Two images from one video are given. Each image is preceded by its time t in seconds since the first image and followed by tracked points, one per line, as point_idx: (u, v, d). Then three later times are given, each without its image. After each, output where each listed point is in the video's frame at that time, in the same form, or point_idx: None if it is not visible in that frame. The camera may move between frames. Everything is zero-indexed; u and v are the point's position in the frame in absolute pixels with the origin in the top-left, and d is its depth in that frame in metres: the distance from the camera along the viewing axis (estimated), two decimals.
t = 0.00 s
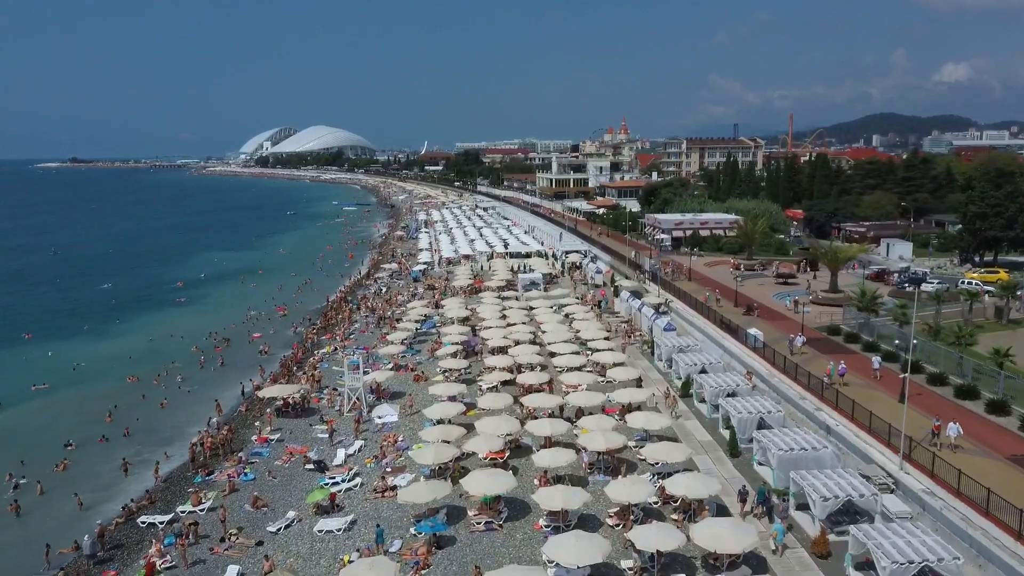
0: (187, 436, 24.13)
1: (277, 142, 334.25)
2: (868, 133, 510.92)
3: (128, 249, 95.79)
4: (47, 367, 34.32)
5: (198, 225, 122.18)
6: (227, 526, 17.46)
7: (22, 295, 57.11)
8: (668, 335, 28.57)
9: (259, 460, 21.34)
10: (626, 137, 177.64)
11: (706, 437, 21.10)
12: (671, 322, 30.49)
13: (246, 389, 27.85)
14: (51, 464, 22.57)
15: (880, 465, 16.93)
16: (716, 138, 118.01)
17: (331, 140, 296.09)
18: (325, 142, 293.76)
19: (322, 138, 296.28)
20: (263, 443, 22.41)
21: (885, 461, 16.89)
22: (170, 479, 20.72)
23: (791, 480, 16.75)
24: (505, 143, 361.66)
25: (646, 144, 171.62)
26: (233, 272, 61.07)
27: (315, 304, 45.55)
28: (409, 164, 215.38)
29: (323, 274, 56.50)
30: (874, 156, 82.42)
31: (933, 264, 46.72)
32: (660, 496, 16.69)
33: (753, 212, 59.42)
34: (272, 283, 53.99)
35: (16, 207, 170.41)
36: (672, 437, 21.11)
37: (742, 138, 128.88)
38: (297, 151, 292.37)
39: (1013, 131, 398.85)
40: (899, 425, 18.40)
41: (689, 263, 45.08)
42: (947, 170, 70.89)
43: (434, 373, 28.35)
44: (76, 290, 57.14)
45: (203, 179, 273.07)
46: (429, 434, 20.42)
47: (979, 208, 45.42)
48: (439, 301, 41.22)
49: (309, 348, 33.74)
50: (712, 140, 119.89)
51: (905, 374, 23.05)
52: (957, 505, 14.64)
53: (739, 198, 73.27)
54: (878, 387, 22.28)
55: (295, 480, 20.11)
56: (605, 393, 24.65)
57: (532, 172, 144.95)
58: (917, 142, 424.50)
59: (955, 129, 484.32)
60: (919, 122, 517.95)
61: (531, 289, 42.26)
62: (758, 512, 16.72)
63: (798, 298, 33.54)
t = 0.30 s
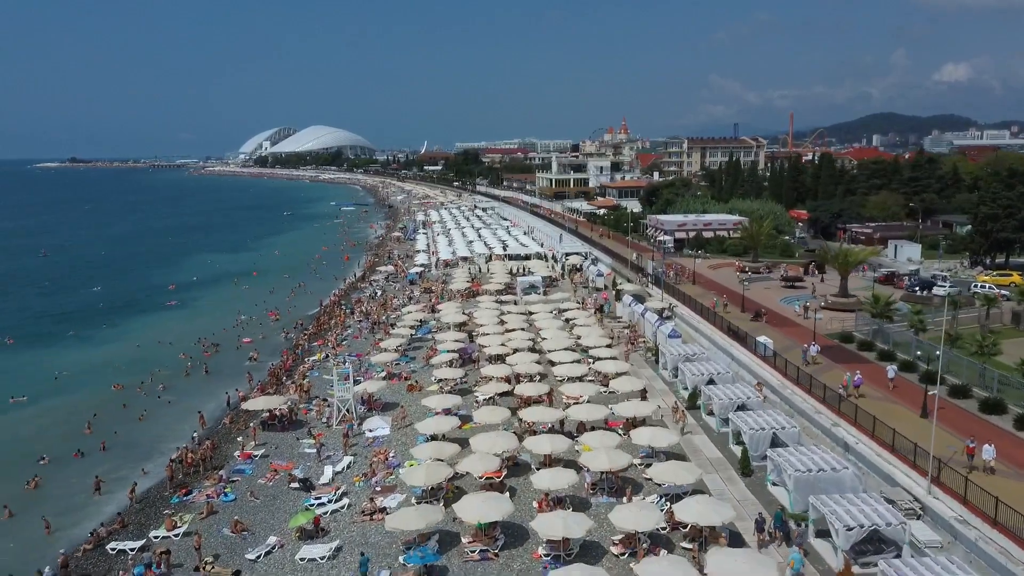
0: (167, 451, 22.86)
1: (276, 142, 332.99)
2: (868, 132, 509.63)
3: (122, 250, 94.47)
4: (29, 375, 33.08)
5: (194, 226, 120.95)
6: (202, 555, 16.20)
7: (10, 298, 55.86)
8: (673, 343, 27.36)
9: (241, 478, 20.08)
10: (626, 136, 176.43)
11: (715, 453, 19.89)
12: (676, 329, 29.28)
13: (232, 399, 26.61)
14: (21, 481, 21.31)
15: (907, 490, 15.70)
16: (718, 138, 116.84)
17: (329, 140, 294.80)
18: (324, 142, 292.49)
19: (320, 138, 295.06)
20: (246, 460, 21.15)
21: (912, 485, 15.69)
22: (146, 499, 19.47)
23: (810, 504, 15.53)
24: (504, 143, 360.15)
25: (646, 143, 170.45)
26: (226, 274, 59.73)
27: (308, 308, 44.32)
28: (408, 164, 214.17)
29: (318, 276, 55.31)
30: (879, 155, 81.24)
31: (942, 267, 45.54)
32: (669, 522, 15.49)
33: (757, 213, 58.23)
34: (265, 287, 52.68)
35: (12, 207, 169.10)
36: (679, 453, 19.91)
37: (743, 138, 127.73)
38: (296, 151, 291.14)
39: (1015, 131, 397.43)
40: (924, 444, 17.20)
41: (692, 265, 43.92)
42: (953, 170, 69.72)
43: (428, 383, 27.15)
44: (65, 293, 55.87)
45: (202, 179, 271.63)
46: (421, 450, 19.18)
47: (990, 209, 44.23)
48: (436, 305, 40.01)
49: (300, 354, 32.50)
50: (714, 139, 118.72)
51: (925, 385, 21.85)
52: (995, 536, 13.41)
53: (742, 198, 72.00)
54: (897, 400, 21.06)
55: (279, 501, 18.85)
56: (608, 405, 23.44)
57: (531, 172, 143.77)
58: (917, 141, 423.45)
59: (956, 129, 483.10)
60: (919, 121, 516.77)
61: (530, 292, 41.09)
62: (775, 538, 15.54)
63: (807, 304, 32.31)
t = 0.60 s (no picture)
0: (145, 467, 21.63)
1: (275, 142, 331.81)
2: (869, 132, 508.42)
3: (116, 250, 93.21)
4: (8, 384, 31.85)
5: (190, 227, 119.81)
6: None
7: None
8: (679, 352, 26.14)
9: (221, 499, 18.85)
10: (626, 136, 175.16)
11: (726, 472, 18.67)
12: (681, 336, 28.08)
13: (216, 410, 25.40)
14: None
15: (937, 518, 14.48)
16: (720, 137, 115.63)
17: (328, 140, 293.59)
18: (324, 142, 291.32)
19: (319, 138, 293.84)
20: (228, 478, 19.92)
21: (942, 511, 14.47)
22: (118, 522, 18.23)
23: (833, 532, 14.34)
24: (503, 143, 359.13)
25: (646, 143, 169.08)
26: (220, 277, 58.45)
27: (301, 312, 43.12)
28: (407, 164, 212.81)
29: (313, 279, 54.10)
30: (883, 155, 80.08)
31: (953, 269, 44.36)
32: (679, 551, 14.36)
33: (761, 213, 57.01)
34: (259, 289, 51.43)
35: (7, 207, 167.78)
36: (688, 472, 18.70)
37: (745, 137, 126.38)
38: (295, 151, 289.94)
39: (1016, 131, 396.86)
40: (952, 465, 15.98)
41: (697, 268, 42.70)
42: (960, 170, 68.44)
43: (423, 393, 25.93)
44: (54, 296, 54.65)
45: (200, 179, 270.41)
46: (412, 469, 17.98)
47: (1003, 210, 43.01)
48: (433, 309, 38.81)
49: (290, 362, 31.30)
50: (715, 139, 117.47)
51: (946, 398, 20.72)
52: None
53: (746, 198, 70.79)
54: (918, 413, 19.86)
55: (260, 524, 17.62)
56: (611, 419, 22.23)
57: (531, 172, 142.54)
58: (918, 140, 422.10)
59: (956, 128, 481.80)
60: (920, 121, 515.38)
61: (529, 296, 39.92)
62: (794, 567, 14.38)
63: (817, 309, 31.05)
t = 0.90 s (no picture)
0: (120, 486, 20.37)
1: (273, 142, 330.62)
2: (869, 132, 507.17)
3: (110, 251, 91.90)
4: None
5: (186, 227, 118.61)
6: None
7: None
8: (685, 362, 24.89)
9: (197, 523, 17.60)
10: (625, 135, 174.01)
11: (738, 494, 17.42)
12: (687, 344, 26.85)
13: (199, 423, 24.15)
14: None
15: (974, 550, 13.22)
16: (721, 138, 114.46)
17: (327, 139, 292.28)
18: (322, 142, 290.28)
19: (318, 138, 292.65)
20: (206, 500, 18.65)
21: (979, 544, 13.21)
22: (86, 548, 16.97)
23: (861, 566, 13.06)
24: (502, 143, 357.84)
25: (646, 143, 167.83)
26: (213, 279, 57.14)
27: (294, 317, 41.86)
28: (406, 164, 211.56)
29: (308, 282, 52.86)
30: (888, 154, 78.93)
31: (963, 272, 43.16)
32: None
33: (766, 214, 55.78)
34: (252, 293, 50.10)
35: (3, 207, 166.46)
36: (697, 494, 17.46)
37: (746, 137, 125.11)
38: (293, 151, 288.72)
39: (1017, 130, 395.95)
40: (985, 490, 14.75)
41: (701, 271, 41.48)
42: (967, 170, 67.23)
43: (416, 405, 24.68)
44: (41, 300, 53.36)
45: (197, 179, 269.13)
46: (402, 491, 16.73)
47: (1016, 212, 41.79)
48: (429, 314, 37.59)
49: (279, 370, 30.05)
50: (717, 139, 116.32)
51: (971, 412, 19.51)
52: None
53: (749, 199, 69.53)
54: (941, 429, 18.64)
55: (238, 551, 16.36)
56: (615, 434, 20.99)
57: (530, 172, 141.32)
58: (918, 139, 421.13)
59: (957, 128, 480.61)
60: (920, 121, 514.17)
61: (528, 299, 38.72)
62: None
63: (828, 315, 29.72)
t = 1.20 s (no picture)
0: (92, 508, 19.15)
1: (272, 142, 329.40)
2: (869, 131, 506.08)
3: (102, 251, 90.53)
4: None
5: (181, 227, 117.31)
6: None
7: None
8: (692, 373, 23.67)
9: (171, 550, 16.37)
10: (625, 135, 172.82)
11: (753, 520, 16.16)
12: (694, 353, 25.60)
13: (179, 437, 22.89)
14: None
15: None
16: (723, 137, 113.28)
17: (325, 139, 291.08)
18: (321, 142, 289.02)
19: (317, 138, 291.43)
20: (181, 524, 17.43)
21: None
22: None
23: None
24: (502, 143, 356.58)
25: (646, 143, 166.56)
26: (204, 282, 55.86)
27: (286, 321, 40.64)
28: (405, 164, 210.40)
29: (302, 285, 51.61)
30: (892, 154, 77.68)
31: (976, 275, 41.94)
32: None
33: (771, 216, 54.54)
34: (243, 296, 48.80)
35: None
36: (708, 519, 16.25)
37: (748, 136, 123.78)
38: (291, 151, 287.41)
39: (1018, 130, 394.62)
40: None
41: (706, 274, 40.27)
42: (974, 170, 66.05)
43: (410, 418, 23.43)
44: (28, 303, 52.01)
45: (195, 179, 267.77)
46: (389, 517, 15.49)
47: None
48: (424, 318, 36.33)
49: (268, 379, 28.79)
50: (718, 138, 115.10)
51: (998, 429, 18.28)
52: None
53: (752, 199, 68.27)
54: (970, 448, 17.38)
55: None
56: (619, 452, 19.76)
57: (529, 172, 140.05)
58: (919, 139, 419.70)
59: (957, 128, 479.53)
60: (921, 120, 512.96)
61: (528, 303, 37.51)
62: None
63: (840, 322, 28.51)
